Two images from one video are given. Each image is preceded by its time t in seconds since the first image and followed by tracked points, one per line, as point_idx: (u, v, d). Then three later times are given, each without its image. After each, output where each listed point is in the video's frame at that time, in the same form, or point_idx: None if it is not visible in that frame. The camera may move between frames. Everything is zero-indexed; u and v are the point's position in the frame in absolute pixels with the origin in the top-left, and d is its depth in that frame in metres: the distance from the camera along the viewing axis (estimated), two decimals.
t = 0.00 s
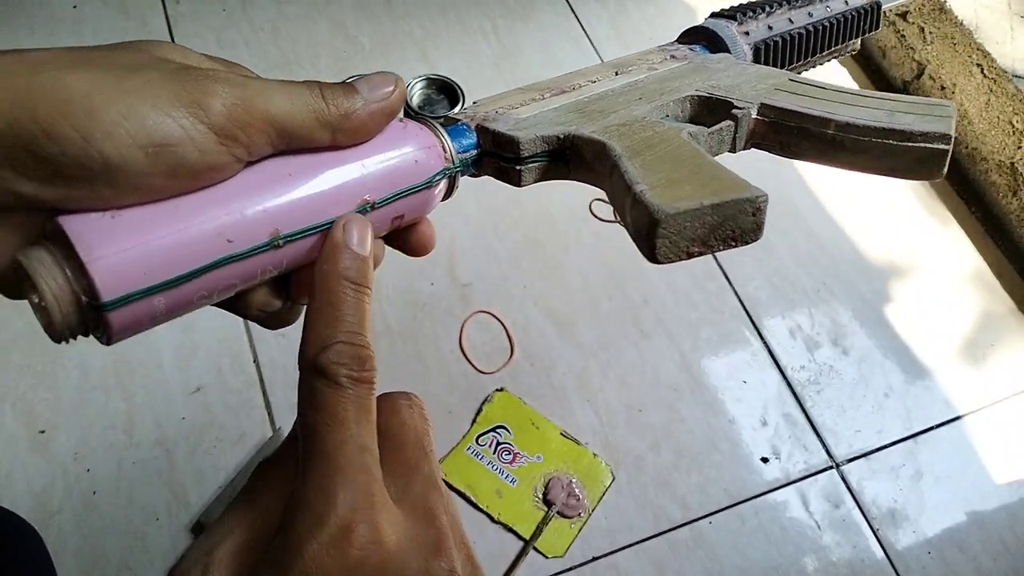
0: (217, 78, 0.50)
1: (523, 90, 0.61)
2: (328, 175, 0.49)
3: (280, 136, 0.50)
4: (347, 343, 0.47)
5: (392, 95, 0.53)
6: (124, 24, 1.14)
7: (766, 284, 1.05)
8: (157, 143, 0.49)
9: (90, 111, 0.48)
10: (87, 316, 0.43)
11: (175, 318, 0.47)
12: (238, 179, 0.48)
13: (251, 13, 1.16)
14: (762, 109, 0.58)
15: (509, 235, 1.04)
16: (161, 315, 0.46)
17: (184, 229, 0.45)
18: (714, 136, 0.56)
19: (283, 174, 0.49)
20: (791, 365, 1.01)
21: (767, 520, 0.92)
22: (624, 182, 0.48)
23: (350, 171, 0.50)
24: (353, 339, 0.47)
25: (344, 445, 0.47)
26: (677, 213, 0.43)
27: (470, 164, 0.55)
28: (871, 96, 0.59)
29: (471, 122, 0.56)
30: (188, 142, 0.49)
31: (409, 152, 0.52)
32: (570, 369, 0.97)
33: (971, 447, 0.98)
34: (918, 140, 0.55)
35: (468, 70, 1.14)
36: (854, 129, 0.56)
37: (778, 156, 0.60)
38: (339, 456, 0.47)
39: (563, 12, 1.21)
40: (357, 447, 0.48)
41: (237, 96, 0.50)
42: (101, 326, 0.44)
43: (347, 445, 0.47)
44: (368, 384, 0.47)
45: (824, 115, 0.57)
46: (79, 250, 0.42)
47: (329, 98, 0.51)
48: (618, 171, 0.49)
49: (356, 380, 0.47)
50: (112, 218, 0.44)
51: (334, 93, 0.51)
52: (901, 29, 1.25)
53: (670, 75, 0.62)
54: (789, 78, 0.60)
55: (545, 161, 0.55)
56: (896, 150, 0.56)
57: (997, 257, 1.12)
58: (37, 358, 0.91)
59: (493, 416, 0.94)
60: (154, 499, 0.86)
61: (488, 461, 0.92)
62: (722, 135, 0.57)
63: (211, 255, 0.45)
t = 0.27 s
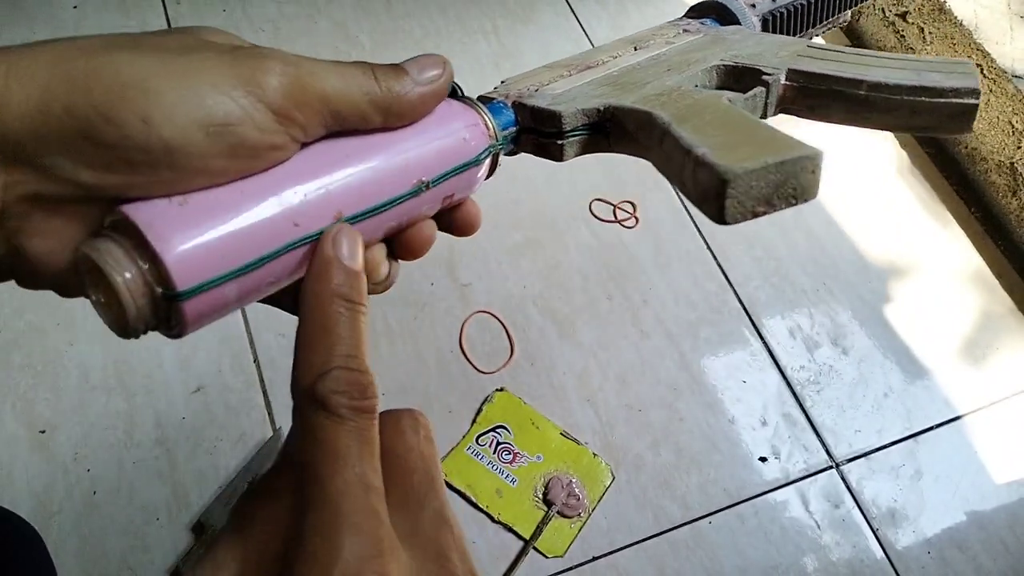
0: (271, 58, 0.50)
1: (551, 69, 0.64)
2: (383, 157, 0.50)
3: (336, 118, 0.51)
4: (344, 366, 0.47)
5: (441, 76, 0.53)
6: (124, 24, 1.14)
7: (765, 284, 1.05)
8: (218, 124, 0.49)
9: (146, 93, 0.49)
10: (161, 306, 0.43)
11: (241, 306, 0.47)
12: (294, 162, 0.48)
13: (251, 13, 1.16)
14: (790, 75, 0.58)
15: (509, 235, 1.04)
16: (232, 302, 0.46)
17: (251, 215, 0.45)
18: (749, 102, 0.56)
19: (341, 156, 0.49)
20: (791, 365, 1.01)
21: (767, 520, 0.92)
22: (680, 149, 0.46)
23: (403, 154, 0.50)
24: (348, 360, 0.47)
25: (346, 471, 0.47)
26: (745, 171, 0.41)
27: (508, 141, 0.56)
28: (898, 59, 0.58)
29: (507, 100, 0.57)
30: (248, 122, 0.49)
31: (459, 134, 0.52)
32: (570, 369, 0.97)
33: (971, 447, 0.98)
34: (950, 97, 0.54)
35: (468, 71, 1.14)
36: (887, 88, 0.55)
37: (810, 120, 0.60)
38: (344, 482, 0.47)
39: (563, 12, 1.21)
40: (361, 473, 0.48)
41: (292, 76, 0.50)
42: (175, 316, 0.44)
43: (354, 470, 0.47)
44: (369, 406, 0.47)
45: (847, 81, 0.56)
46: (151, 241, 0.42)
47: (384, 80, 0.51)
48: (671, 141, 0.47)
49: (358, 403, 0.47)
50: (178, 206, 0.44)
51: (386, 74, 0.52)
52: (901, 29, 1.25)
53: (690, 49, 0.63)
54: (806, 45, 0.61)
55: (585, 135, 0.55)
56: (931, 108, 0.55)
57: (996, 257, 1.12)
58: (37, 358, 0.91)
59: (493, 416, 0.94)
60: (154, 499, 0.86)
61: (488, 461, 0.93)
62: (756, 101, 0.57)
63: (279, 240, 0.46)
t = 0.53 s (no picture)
0: (308, 22, 0.51)
1: (564, 33, 0.64)
2: (424, 126, 0.50)
3: (376, 85, 0.52)
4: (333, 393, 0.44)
5: (479, 46, 0.54)
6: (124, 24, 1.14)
7: (765, 284, 1.05)
8: (264, 90, 0.51)
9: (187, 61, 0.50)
10: (219, 286, 0.44)
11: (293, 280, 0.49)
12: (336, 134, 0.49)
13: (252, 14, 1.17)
14: (808, 36, 0.60)
15: (509, 235, 1.04)
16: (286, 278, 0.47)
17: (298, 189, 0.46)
18: (771, 63, 0.59)
19: (383, 126, 0.50)
20: (791, 365, 1.01)
21: (767, 520, 0.92)
22: (720, 109, 0.49)
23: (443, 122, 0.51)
24: (338, 386, 0.45)
25: (336, 504, 0.45)
26: (795, 132, 0.44)
27: (538, 108, 0.57)
28: (904, 17, 0.62)
29: (531, 65, 0.57)
30: (292, 88, 0.51)
31: (496, 100, 0.53)
32: (570, 369, 0.97)
33: (971, 447, 0.98)
34: (968, 54, 0.58)
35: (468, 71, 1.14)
36: (905, 47, 0.59)
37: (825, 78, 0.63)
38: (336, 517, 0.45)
39: (563, 13, 1.21)
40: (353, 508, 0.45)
41: (332, 41, 0.51)
42: (232, 294, 0.44)
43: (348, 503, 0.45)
44: (361, 436, 0.45)
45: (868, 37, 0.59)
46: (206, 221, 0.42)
47: (422, 42, 0.52)
48: (709, 103, 0.50)
49: (350, 432, 0.44)
50: (229, 181, 0.45)
51: (426, 41, 0.52)
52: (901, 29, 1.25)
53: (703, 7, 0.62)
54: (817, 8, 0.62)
55: (613, 100, 0.57)
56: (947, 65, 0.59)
57: (995, 256, 1.12)
58: (37, 358, 0.91)
59: (493, 416, 0.94)
60: (154, 499, 0.86)
61: (488, 461, 0.93)
62: (777, 61, 0.59)
63: (327, 213, 0.47)
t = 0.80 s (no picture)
0: (333, 11, 0.52)
1: (561, 24, 0.64)
2: (446, 121, 0.50)
3: (398, 77, 0.51)
4: (346, 410, 0.44)
5: (499, 42, 0.54)
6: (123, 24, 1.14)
7: (765, 284, 1.05)
8: (289, 77, 0.51)
9: (211, 48, 0.50)
10: (252, 284, 0.43)
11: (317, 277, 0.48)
12: (356, 126, 0.48)
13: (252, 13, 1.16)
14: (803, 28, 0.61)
15: (509, 235, 1.04)
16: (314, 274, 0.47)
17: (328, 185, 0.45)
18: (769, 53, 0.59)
19: (405, 122, 0.49)
20: (791, 365, 1.01)
21: (767, 520, 0.92)
22: (733, 100, 0.49)
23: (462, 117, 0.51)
24: (350, 403, 0.45)
25: (348, 525, 0.44)
26: (811, 119, 0.44)
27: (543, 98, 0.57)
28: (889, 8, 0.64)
29: (534, 57, 0.57)
30: (316, 77, 0.51)
31: (509, 92, 0.53)
32: (570, 369, 0.97)
33: (971, 448, 0.98)
34: (954, 44, 0.60)
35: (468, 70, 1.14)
36: (898, 39, 0.61)
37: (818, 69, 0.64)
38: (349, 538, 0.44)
39: (563, 12, 1.21)
40: (366, 527, 0.45)
41: (356, 31, 0.51)
42: (264, 293, 0.44)
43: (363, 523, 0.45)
44: (374, 455, 0.45)
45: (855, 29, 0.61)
46: (241, 220, 0.42)
47: (446, 35, 0.52)
48: (721, 93, 0.50)
49: (364, 451, 0.44)
50: (259, 178, 0.44)
51: (447, 35, 0.52)
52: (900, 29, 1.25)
53: None
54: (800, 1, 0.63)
55: (619, 91, 0.58)
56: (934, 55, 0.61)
57: (994, 255, 1.12)
58: (37, 358, 0.91)
59: (493, 416, 0.94)
60: (154, 499, 0.86)
61: (488, 461, 0.93)
62: (773, 52, 0.60)
63: (354, 208, 0.46)
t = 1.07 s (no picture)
0: (348, 10, 0.50)
1: (535, 35, 0.62)
2: (457, 136, 0.50)
3: (409, 81, 0.51)
4: (369, 430, 0.45)
5: (504, 54, 0.54)
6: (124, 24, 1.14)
7: (765, 284, 1.05)
8: (301, 73, 0.49)
9: (223, 40, 0.49)
10: (277, 295, 0.42)
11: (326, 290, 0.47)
12: (368, 134, 0.47)
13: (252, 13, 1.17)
14: (758, 66, 0.61)
15: (509, 235, 1.04)
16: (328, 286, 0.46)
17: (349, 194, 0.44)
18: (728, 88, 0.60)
19: (422, 132, 0.49)
20: (791, 365, 1.01)
21: (767, 520, 0.92)
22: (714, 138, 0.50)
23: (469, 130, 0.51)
24: (373, 423, 0.45)
25: (370, 546, 0.43)
26: (791, 165, 0.46)
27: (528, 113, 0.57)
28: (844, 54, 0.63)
29: (522, 69, 0.57)
30: (329, 74, 0.49)
31: (506, 110, 0.54)
32: (570, 369, 0.97)
33: (972, 448, 0.98)
34: (895, 98, 0.59)
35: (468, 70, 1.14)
36: (847, 87, 0.60)
37: (769, 106, 0.64)
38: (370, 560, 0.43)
39: (563, 12, 1.21)
40: (389, 550, 0.44)
41: (371, 29, 0.50)
42: (286, 304, 0.43)
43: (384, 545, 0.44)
44: (397, 475, 0.45)
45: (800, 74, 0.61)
46: (270, 228, 0.40)
47: (457, 45, 0.52)
48: (702, 130, 0.51)
49: (386, 470, 0.44)
50: (288, 185, 0.42)
51: (455, 44, 0.52)
52: (901, 29, 1.25)
53: (657, 25, 0.63)
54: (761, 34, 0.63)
55: (600, 113, 0.57)
56: (879, 107, 0.60)
57: (994, 254, 1.12)
58: (37, 358, 0.91)
59: (493, 416, 0.94)
60: (155, 499, 0.86)
61: (488, 461, 0.93)
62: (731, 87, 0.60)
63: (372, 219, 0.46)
